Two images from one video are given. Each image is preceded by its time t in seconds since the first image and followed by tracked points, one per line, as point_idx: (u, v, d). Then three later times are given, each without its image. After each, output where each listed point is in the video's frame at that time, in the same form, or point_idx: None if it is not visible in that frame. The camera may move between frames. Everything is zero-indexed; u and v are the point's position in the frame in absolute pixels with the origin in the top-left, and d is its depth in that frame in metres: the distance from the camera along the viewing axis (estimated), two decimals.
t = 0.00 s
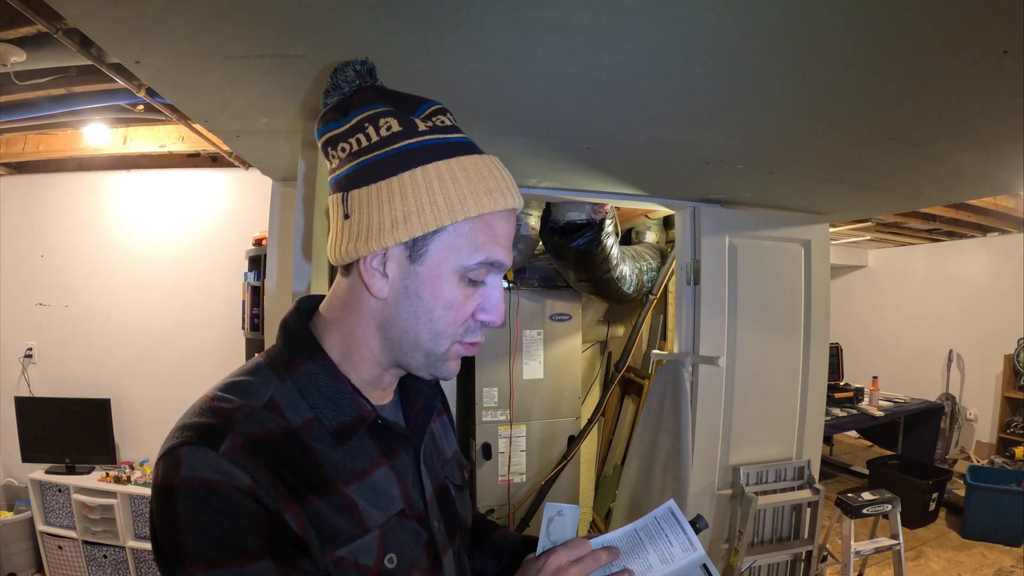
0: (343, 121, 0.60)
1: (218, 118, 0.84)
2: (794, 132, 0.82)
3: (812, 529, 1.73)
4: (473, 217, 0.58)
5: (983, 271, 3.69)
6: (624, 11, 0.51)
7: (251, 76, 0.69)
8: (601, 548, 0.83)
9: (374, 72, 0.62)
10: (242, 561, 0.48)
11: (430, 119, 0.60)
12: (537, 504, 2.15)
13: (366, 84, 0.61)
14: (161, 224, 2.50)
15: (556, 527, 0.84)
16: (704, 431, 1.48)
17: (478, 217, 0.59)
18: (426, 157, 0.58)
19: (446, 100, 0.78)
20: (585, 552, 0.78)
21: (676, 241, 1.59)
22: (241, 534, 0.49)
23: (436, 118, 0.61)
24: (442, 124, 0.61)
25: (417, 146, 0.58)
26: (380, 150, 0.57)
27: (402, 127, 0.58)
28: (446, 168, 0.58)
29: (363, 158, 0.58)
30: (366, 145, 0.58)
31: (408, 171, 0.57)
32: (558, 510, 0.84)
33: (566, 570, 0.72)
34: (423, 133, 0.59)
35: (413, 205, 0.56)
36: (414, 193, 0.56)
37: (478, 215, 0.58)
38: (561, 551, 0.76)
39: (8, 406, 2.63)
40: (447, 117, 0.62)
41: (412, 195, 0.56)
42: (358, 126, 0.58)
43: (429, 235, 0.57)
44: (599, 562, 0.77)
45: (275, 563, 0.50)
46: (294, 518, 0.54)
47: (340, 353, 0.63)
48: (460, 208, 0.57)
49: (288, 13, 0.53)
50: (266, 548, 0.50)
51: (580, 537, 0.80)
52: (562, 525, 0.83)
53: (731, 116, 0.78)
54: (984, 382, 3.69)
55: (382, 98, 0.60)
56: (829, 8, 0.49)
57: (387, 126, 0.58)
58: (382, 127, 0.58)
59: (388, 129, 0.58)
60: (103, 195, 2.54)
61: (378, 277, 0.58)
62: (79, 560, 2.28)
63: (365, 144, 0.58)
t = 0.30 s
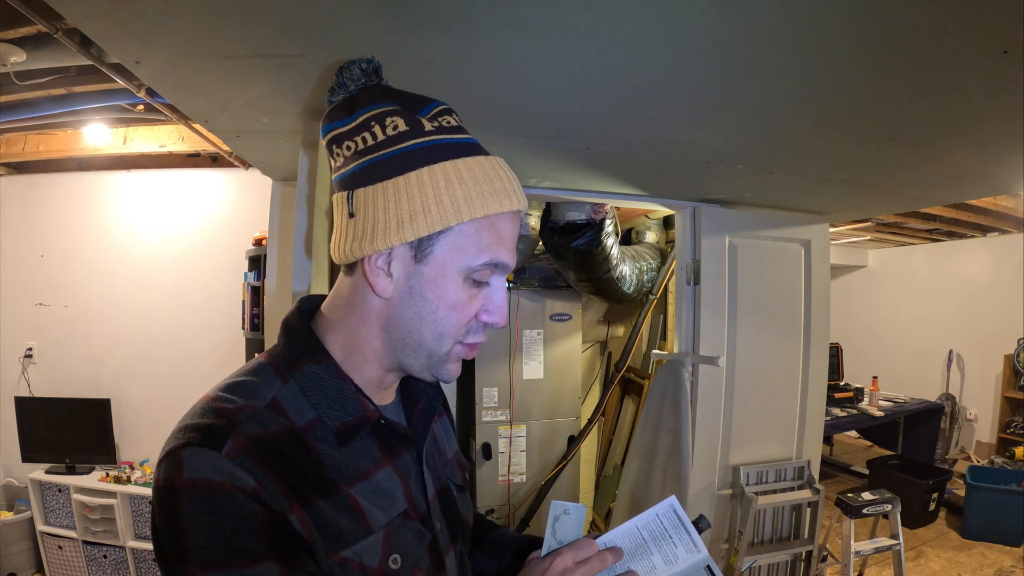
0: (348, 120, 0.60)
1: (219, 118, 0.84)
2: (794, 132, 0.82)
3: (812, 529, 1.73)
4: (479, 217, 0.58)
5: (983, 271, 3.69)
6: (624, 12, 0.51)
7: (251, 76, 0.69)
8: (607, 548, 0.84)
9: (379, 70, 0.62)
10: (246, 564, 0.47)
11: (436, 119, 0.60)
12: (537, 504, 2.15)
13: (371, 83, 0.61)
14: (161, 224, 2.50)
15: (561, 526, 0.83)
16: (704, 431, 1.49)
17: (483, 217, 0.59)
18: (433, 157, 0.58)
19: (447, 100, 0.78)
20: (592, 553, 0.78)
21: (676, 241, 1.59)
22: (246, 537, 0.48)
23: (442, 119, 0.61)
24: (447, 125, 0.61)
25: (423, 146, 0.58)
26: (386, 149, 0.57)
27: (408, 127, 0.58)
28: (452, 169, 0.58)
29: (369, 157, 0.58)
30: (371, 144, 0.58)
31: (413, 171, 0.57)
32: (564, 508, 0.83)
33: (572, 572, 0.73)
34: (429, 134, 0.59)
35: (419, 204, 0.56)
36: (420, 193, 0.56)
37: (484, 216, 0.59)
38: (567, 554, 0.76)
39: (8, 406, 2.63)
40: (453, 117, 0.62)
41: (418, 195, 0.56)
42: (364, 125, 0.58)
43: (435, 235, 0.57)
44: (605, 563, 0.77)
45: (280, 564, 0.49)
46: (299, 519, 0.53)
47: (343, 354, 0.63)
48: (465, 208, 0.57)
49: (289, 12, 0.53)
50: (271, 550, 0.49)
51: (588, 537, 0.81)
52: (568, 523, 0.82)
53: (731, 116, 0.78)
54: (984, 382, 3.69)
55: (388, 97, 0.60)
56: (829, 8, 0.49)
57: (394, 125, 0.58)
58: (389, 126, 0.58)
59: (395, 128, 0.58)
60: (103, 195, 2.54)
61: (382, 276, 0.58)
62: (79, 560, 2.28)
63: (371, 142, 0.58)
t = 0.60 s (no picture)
0: (345, 119, 0.60)
1: (218, 118, 0.84)
2: (795, 132, 0.82)
3: (812, 529, 1.74)
4: (478, 211, 0.59)
5: (983, 270, 3.69)
6: (624, 12, 0.51)
7: (252, 76, 0.69)
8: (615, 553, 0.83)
9: (373, 71, 0.63)
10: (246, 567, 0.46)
11: (432, 116, 0.60)
12: (537, 504, 2.15)
13: (366, 83, 0.62)
14: (161, 224, 2.50)
15: (569, 529, 0.82)
16: (704, 431, 1.49)
17: (483, 211, 0.59)
18: (429, 153, 0.58)
19: (447, 99, 0.78)
20: (599, 558, 0.78)
21: (676, 241, 1.59)
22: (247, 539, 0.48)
23: (437, 115, 0.61)
24: (443, 121, 0.61)
25: (420, 143, 0.58)
26: (383, 147, 0.57)
27: (404, 123, 0.58)
28: (449, 163, 0.58)
29: (366, 155, 0.58)
30: (369, 142, 0.58)
31: (411, 167, 0.57)
32: (573, 511, 0.83)
33: None
34: (425, 130, 0.59)
35: (418, 199, 0.56)
36: (419, 188, 0.57)
37: (483, 209, 0.59)
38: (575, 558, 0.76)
39: (9, 406, 2.63)
40: (448, 114, 0.62)
41: (417, 191, 0.57)
42: (361, 123, 0.58)
43: (435, 229, 0.57)
44: (614, 567, 0.77)
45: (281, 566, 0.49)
46: (300, 520, 0.53)
47: (345, 353, 0.63)
48: (465, 202, 0.57)
49: (288, 13, 0.53)
50: (273, 552, 0.49)
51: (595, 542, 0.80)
52: (576, 526, 0.82)
53: (731, 116, 0.78)
54: (984, 382, 3.69)
55: (383, 95, 0.60)
56: (828, 8, 0.49)
57: (390, 122, 0.58)
58: (385, 124, 0.58)
59: (391, 125, 0.58)
60: (103, 195, 2.54)
61: (383, 273, 0.58)
62: (79, 560, 2.28)
63: (368, 140, 0.58)
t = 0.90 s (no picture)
0: (328, 124, 0.60)
1: (218, 118, 0.84)
2: (795, 132, 0.82)
3: (812, 529, 1.74)
4: (469, 195, 0.59)
5: (983, 270, 3.69)
6: (623, 12, 0.52)
7: (252, 76, 0.69)
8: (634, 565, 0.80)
9: (352, 77, 0.64)
10: (245, 566, 0.46)
11: (414, 112, 0.60)
12: (537, 504, 2.15)
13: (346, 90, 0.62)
14: (161, 224, 2.50)
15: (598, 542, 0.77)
16: (704, 431, 1.49)
17: (475, 194, 0.59)
18: (415, 146, 0.58)
19: (446, 100, 0.78)
20: None
21: (676, 241, 1.59)
22: (246, 538, 0.48)
23: (419, 111, 0.61)
24: (426, 116, 0.61)
25: (405, 138, 0.58)
26: (368, 146, 0.57)
27: (387, 121, 0.58)
28: (436, 153, 0.58)
29: (352, 157, 0.58)
30: (354, 143, 0.58)
31: (400, 162, 0.57)
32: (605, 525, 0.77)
33: None
34: (409, 125, 0.59)
35: (409, 190, 0.56)
36: (409, 180, 0.57)
37: (474, 192, 0.59)
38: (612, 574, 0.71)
39: (9, 406, 2.63)
40: (429, 109, 0.63)
41: (407, 184, 0.56)
42: (345, 126, 0.58)
43: (429, 219, 0.57)
44: None
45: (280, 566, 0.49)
46: (299, 520, 0.53)
47: (345, 352, 0.63)
48: (455, 187, 0.57)
49: (287, 13, 0.53)
50: (272, 550, 0.49)
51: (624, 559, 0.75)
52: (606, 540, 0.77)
53: (731, 116, 0.78)
54: (984, 382, 3.69)
55: (364, 98, 0.61)
56: (828, 8, 0.49)
57: (373, 121, 0.58)
58: (369, 123, 0.58)
59: (374, 124, 0.58)
60: (103, 195, 2.54)
61: (381, 268, 0.58)
62: (79, 560, 2.28)
63: (353, 142, 0.58)
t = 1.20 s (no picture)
0: (327, 125, 0.60)
1: (219, 118, 0.84)
2: (796, 132, 0.82)
3: (812, 529, 1.74)
4: (472, 194, 0.59)
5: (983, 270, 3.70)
6: (623, 12, 0.51)
7: (252, 77, 0.69)
8: None
9: (348, 79, 0.67)
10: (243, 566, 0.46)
11: (414, 113, 0.61)
12: (537, 504, 2.15)
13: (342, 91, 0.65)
14: (161, 224, 2.51)
15: None
16: (704, 432, 1.49)
17: (477, 193, 0.60)
18: (417, 146, 0.58)
19: (447, 100, 0.77)
20: None
21: (676, 241, 1.59)
22: (245, 538, 0.48)
23: (419, 112, 0.61)
24: (426, 117, 0.61)
25: (407, 138, 0.58)
26: (369, 146, 0.57)
27: (388, 122, 0.58)
28: (438, 155, 0.58)
29: (353, 157, 0.58)
30: (355, 143, 0.58)
31: (404, 162, 0.57)
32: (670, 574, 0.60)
33: None
34: (410, 125, 0.59)
35: (415, 189, 0.56)
36: (414, 180, 0.57)
37: (478, 193, 0.59)
38: None
39: (9, 406, 2.63)
40: (429, 111, 0.63)
41: (412, 184, 0.57)
42: (345, 127, 0.59)
43: (433, 218, 0.58)
44: None
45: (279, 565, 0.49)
46: (298, 519, 0.53)
47: (346, 351, 0.63)
48: (459, 187, 0.57)
49: (288, 13, 0.53)
50: (270, 550, 0.49)
51: None
52: None
53: (732, 117, 0.78)
54: (984, 382, 3.69)
55: (364, 99, 0.61)
56: (829, 8, 0.49)
57: (374, 122, 0.58)
58: (370, 124, 0.58)
59: (375, 125, 0.58)
60: (103, 196, 2.54)
61: (385, 266, 0.58)
62: (79, 560, 2.28)
63: (354, 143, 0.58)
